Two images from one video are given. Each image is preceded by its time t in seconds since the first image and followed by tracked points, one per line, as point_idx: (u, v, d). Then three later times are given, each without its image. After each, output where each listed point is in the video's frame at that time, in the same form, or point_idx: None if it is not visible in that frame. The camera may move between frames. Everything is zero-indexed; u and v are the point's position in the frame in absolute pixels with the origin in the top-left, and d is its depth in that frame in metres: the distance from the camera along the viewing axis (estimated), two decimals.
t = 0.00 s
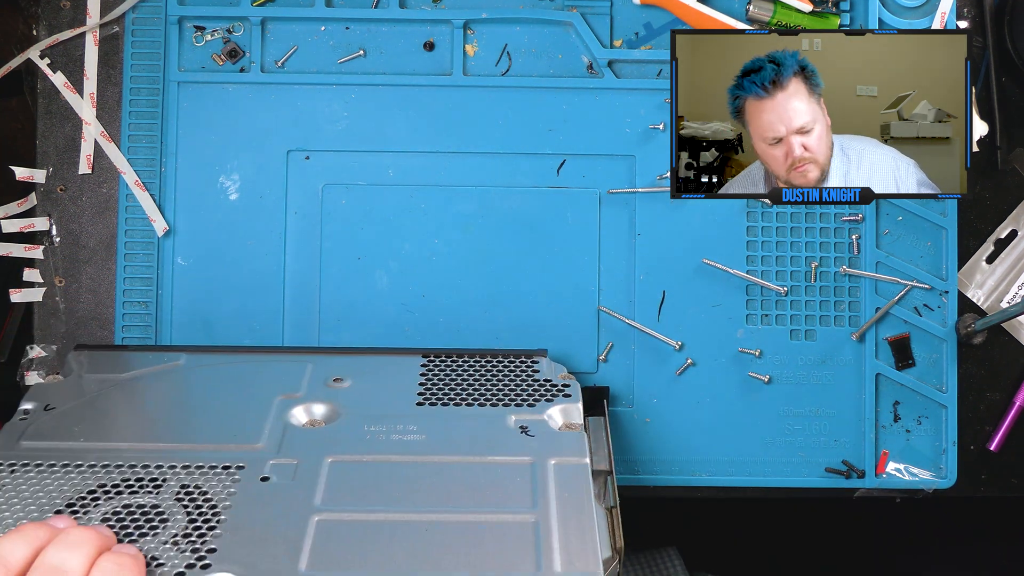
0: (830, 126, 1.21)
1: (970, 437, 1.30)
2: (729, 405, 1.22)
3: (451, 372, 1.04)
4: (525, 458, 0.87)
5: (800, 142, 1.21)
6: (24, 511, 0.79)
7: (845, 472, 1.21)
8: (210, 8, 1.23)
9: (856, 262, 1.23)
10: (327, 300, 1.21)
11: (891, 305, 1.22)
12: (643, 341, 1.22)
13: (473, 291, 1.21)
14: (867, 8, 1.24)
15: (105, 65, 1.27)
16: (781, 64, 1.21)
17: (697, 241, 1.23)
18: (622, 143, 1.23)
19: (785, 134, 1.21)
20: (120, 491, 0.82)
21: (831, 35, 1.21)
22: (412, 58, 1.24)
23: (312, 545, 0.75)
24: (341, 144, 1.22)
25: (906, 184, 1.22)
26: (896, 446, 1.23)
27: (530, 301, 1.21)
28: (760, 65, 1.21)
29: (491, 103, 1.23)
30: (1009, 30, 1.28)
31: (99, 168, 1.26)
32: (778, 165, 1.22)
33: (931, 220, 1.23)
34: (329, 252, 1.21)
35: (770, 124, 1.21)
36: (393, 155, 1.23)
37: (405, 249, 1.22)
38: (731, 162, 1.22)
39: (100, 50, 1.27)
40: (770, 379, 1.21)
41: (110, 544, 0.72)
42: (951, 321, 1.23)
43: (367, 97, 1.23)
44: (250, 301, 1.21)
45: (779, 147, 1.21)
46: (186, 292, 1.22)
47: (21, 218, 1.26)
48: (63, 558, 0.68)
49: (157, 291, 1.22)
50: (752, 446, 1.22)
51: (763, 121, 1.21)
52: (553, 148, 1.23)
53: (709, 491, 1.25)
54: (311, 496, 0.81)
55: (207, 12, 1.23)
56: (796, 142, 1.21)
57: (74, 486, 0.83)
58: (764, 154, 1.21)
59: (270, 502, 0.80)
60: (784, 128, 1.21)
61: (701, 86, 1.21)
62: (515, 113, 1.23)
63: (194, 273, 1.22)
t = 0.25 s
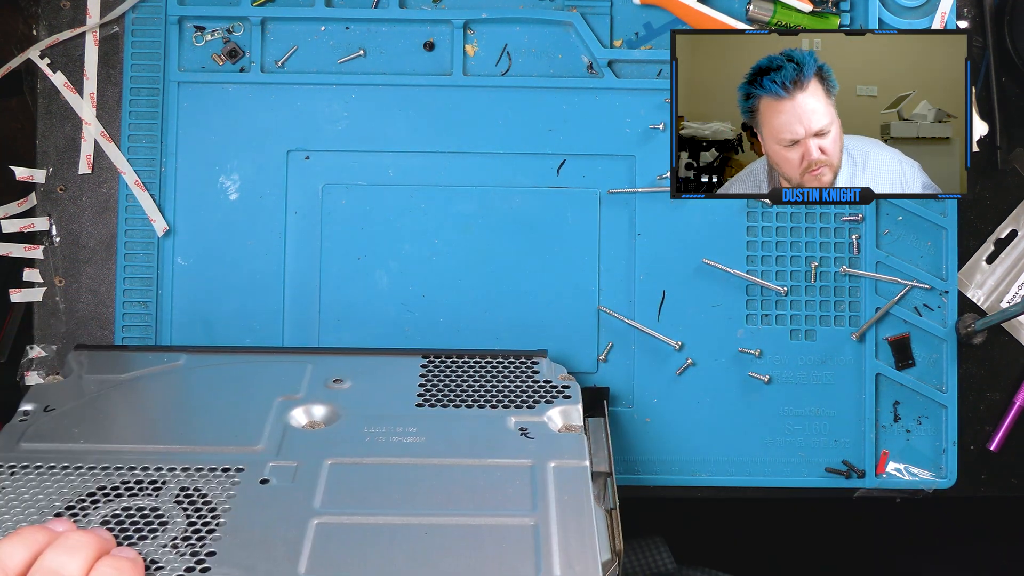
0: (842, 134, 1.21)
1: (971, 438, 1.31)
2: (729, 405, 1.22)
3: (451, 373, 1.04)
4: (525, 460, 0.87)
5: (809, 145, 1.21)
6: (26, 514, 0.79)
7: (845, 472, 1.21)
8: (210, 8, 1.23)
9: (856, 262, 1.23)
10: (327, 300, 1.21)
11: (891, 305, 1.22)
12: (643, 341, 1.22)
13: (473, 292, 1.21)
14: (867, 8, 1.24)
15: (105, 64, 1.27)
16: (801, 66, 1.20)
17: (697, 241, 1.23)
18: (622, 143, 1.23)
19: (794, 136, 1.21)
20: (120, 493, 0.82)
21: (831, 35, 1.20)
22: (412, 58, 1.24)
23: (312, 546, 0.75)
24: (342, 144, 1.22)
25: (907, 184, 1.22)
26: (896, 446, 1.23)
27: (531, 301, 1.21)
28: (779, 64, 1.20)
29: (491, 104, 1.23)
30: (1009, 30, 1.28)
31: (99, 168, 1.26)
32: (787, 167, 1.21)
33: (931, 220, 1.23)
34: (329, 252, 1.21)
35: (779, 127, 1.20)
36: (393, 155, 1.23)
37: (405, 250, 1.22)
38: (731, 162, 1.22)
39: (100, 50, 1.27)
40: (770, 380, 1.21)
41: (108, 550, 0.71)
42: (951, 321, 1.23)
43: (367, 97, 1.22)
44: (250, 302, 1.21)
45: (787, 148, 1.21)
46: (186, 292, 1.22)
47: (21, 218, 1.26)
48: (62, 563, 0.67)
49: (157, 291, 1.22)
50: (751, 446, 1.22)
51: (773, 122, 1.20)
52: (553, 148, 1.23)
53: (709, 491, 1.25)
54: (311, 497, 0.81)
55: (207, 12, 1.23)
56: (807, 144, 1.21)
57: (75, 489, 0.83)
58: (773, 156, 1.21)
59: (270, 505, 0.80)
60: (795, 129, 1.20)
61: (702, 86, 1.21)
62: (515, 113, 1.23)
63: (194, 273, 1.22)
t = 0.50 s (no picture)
0: (838, 148, 1.21)
1: (971, 438, 1.31)
2: (729, 404, 1.22)
3: (451, 371, 1.04)
4: (525, 452, 0.87)
5: (804, 152, 1.21)
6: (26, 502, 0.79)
7: (845, 472, 1.21)
8: (210, 8, 1.23)
9: (856, 262, 1.23)
10: (328, 300, 1.21)
11: (891, 305, 1.22)
12: (643, 341, 1.22)
13: (473, 291, 1.21)
14: (867, 8, 1.24)
15: (105, 64, 1.27)
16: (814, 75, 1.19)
17: (697, 241, 1.23)
18: (622, 143, 1.23)
19: (790, 140, 1.20)
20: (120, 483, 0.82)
21: (831, 35, 1.20)
22: (412, 58, 1.24)
23: (312, 534, 0.75)
24: (342, 143, 1.22)
25: (907, 184, 1.22)
26: (896, 446, 1.23)
27: (531, 301, 1.21)
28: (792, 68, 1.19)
29: (491, 103, 1.23)
30: (1009, 30, 1.28)
31: (99, 168, 1.26)
32: (785, 170, 1.21)
33: (931, 221, 1.23)
34: (329, 252, 1.21)
35: (779, 130, 1.20)
36: (394, 155, 1.23)
37: (405, 249, 1.22)
38: (731, 162, 1.21)
39: (100, 50, 1.27)
40: (770, 380, 1.21)
41: (108, 535, 0.71)
42: (951, 321, 1.23)
43: (367, 97, 1.23)
44: (250, 302, 1.21)
45: (782, 151, 1.20)
46: (186, 292, 1.22)
47: (21, 218, 1.26)
48: (62, 546, 0.67)
49: (157, 291, 1.22)
50: (752, 446, 1.22)
51: (774, 125, 1.20)
52: (553, 148, 1.23)
53: (709, 491, 1.25)
54: (312, 488, 0.81)
55: (207, 12, 1.23)
56: (807, 147, 1.21)
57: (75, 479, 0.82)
58: (772, 159, 1.21)
59: (270, 495, 0.80)
60: (793, 133, 1.20)
61: (702, 86, 1.21)
62: (516, 113, 1.23)
63: (194, 273, 1.22)
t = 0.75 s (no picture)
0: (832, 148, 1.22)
1: (970, 438, 1.31)
2: (729, 405, 1.22)
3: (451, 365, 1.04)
4: (525, 431, 0.87)
5: (798, 151, 1.22)
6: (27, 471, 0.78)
7: (845, 472, 1.21)
8: (210, 8, 1.23)
9: (856, 262, 1.23)
10: (328, 299, 1.21)
11: (891, 305, 1.22)
12: (643, 341, 1.22)
13: (473, 291, 1.21)
14: (867, 8, 1.24)
15: (105, 64, 1.27)
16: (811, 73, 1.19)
17: (697, 241, 1.23)
18: (622, 143, 1.23)
19: (783, 138, 1.22)
20: (120, 458, 0.80)
21: (832, 34, 1.21)
22: (412, 58, 1.24)
23: (312, 501, 0.73)
24: (342, 142, 1.22)
25: (907, 184, 1.22)
26: (897, 446, 1.23)
27: (531, 300, 1.21)
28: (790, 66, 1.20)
29: (491, 103, 1.23)
30: (1009, 30, 1.28)
31: (99, 168, 1.26)
32: (779, 169, 1.22)
33: (931, 220, 1.23)
34: (329, 251, 1.21)
35: (772, 129, 1.21)
36: (394, 154, 1.22)
37: (405, 249, 1.22)
38: (731, 162, 1.22)
39: (100, 50, 1.27)
40: (770, 380, 1.21)
41: (108, 494, 0.71)
42: (951, 321, 1.23)
43: (367, 97, 1.22)
44: (250, 301, 1.21)
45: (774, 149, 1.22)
46: (186, 292, 1.22)
47: (21, 218, 1.27)
48: (62, 501, 0.68)
49: (157, 290, 1.22)
50: (751, 446, 1.22)
51: (767, 125, 1.21)
52: (553, 149, 1.23)
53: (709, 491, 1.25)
54: (312, 460, 0.80)
55: (207, 12, 1.23)
56: (801, 147, 1.22)
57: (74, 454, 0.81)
58: (766, 158, 1.22)
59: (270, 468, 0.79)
60: (787, 131, 1.21)
61: (702, 86, 1.21)
62: (516, 113, 1.23)
63: (194, 272, 1.22)
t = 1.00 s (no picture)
0: (849, 139, 1.21)
1: (971, 438, 1.31)
2: (729, 405, 1.22)
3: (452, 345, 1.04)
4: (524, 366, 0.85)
5: (817, 131, 1.21)
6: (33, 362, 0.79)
7: (845, 472, 1.21)
8: (210, 8, 1.23)
9: (856, 262, 1.23)
10: (328, 299, 1.21)
11: (891, 305, 1.22)
12: (643, 341, 1.22)
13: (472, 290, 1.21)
14: (867, 8, 1.24)
15: (105, 64, 1.27)
16: (836, 62, 1.20)
17: (697, 241, 1.23)
18: (622, 143, 1.23)
19: (801, 120, 1.21)
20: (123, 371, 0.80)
21: (832, 35, 1.21)
22: (412, 58, 1.24)
23: (316, 390, 0.72)
24: (343, 141, 1.22)
25: (908, 185, 1.22)
26: (897, 446, 1.23)
27: (531, 300, 1.21)
28: (815, 52, 1.21)
29: (491, 103, 1.23)
30: (1009, 30, 1.28)
31: (99, 169, 1.26)
32: (797, 150, 1.21)
33: (931, 220, 1.23)
34: (329, 250, 1.21)
35: (792, 110, 1.21)
36: (394, 153, 1.22)
37: (405, 249, 1.22)
38: (731, 162, 1.22)
39: (100, 50, 1.27)
40: (769, 380, 1.21)
41: (107, 365, 0.73)
42: (951, 321, 1.22)
43: (367, 96, 1.22)
44: (248, 300, 1.21)
45: (792, 128, 1.20)
46: (186, 291, 1.22)
47: (21, 218, 1.27)
48: (68, 365, 0.70)
49: (157, 290, 1.22)
50: (751, 446, 1.22)
51: (786, 105, 1.21)
52: (553, 148, 1.23)
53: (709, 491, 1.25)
54: (314, 375, 0.79)
55: (207, 12, 1.23)
56: (819, 128, 1.21)
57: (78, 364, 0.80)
58: (784, 138, 1.21)
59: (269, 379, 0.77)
60: (807, 112, 1.21)
61: (701, 86, 1.22)
62: (516, 113, 1.23)
63: (194, 272, 1.22)
